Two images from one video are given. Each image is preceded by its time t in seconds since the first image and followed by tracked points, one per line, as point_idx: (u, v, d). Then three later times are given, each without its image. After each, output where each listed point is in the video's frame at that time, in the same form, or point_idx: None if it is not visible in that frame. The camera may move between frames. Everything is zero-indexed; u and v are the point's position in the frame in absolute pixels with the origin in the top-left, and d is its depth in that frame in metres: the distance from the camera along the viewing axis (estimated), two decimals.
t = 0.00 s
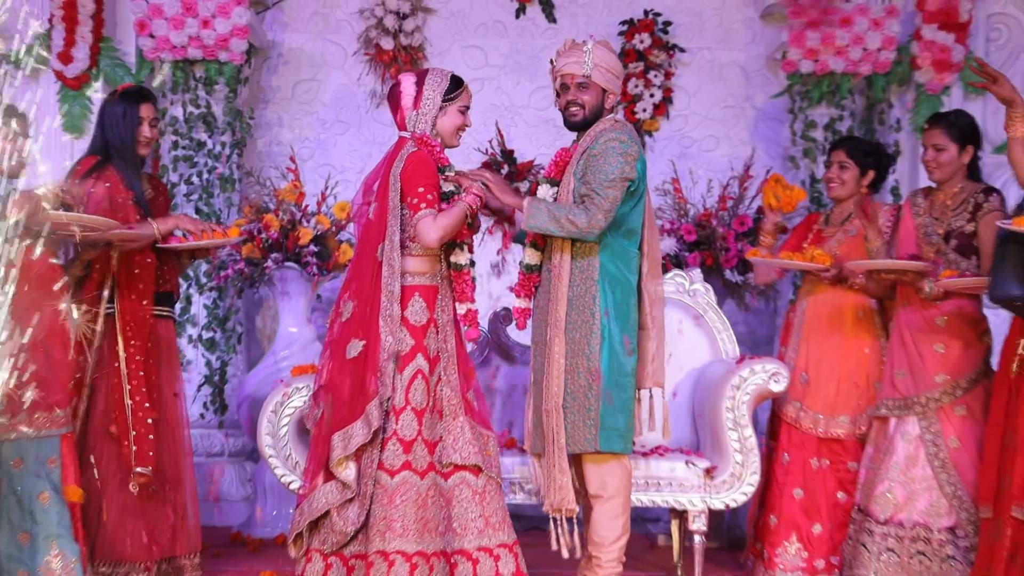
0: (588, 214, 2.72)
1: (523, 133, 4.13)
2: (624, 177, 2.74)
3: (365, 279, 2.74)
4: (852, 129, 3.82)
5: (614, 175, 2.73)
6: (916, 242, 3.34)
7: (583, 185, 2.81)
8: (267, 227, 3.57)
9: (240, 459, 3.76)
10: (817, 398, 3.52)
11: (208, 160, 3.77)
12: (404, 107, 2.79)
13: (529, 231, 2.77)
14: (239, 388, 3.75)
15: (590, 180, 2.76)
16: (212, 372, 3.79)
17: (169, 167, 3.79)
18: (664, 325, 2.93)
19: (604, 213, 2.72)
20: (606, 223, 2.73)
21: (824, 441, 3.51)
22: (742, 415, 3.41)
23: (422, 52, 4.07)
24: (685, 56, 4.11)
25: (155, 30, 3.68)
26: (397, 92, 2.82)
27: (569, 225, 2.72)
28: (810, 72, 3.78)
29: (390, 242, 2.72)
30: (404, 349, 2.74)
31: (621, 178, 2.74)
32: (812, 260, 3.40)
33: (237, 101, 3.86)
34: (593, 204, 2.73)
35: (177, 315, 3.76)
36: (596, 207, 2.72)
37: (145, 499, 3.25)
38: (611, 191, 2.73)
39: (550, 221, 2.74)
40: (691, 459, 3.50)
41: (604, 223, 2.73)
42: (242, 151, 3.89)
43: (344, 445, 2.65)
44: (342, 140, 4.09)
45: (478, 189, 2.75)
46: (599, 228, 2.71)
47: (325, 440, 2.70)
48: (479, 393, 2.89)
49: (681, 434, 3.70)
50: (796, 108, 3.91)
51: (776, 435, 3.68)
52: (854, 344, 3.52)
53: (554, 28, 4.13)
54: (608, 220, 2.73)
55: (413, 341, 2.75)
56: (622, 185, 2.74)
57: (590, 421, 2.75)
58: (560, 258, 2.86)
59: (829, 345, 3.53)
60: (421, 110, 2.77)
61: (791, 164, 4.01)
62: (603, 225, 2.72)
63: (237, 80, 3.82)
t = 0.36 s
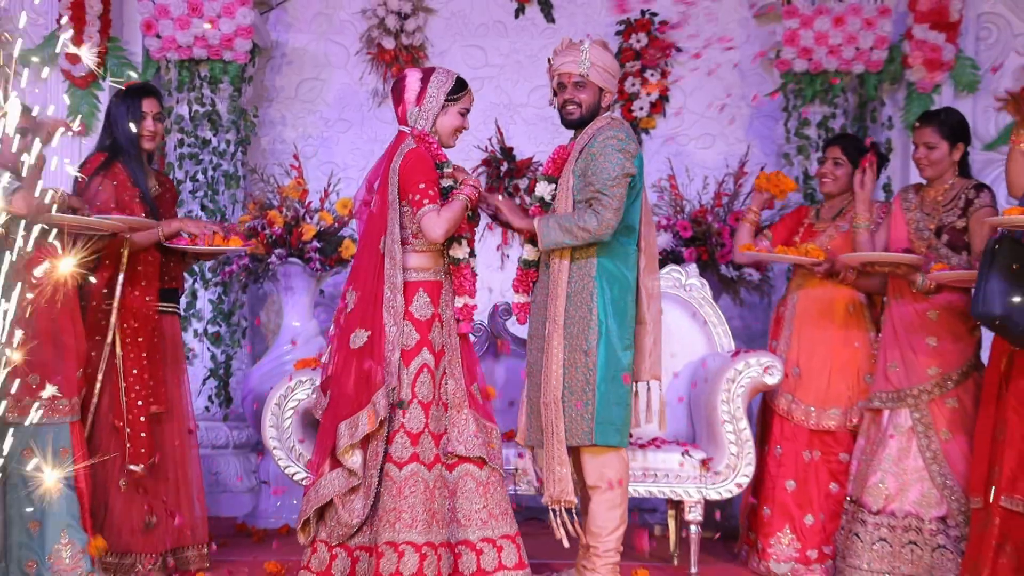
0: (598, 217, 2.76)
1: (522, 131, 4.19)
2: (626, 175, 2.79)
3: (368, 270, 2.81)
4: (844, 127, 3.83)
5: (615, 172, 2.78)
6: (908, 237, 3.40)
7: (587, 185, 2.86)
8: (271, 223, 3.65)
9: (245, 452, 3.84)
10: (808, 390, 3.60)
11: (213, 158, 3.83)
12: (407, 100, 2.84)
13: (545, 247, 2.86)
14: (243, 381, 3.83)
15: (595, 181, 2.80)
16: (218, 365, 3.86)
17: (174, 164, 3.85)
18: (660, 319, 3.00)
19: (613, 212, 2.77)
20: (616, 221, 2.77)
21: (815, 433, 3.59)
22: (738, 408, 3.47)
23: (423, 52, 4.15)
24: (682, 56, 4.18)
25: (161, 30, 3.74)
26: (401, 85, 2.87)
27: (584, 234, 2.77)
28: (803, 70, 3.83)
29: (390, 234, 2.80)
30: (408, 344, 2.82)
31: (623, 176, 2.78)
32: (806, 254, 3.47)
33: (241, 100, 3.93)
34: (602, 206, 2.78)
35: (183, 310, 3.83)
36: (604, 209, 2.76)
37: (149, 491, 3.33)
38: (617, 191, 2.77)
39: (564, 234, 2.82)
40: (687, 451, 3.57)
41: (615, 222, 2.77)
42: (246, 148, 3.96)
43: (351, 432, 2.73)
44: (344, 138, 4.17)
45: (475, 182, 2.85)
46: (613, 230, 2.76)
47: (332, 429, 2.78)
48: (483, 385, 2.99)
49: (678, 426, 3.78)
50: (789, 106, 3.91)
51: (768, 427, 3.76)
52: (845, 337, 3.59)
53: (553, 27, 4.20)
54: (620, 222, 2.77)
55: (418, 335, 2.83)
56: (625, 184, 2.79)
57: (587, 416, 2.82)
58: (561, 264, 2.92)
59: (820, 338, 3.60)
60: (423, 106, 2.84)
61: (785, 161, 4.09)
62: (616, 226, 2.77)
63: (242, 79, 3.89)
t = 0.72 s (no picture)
0: (600, 221, 2.90)
1: (522, 134, 4.37)
2: (621, 175, 2.94)
3: (374, 265, 2.99)
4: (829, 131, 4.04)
5: (611, 174, 2.93)
6: (891, 236, 3.56)
7: (585, 188, 3.01)
8: (281, 223, 3.78)
9: (257, 441, 4.05)
10: (793, 381, 3.77)
11: (225, 160, 4.01)
12: (414, 103, 3.00)
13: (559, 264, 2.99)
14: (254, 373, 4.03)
15: (593, 185, 2.95)
16: (230, 359, 4.05)
17: (188, 167, 4.02)
18: (652, 314, 3.18)
19: (613, 214, 2.91)
20: (616, 222, 2.92)
21: (799, 422, 3.77)
22: (727, 399, 3.64)
23: (425, 58, 4.32)
24: (674, 62, 4.35)
25: (174, 38, 3.90)
26: (410, 87, 3.02)
27: (591, 242, 2.92)
28: (790, 76, 4.00)
29: (393, 230, 2.97)
30: (414, 339, 2.97)
31: (618, 177, 2.94)
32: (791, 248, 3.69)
33: (252, 105, 4.09)
34: (602, 209, 2.92)
35: (195, 307, 3.99)
36: (604, 212, 2.91)
37: (166, 481, 3.50)
38: (613, 193, 2.92)
39: (574, 247, 2.95)
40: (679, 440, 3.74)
41: (616, 223, 2.91)
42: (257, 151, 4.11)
43: (359, 419, 2.90)
44: (350, 141, 4.34)
45: (473, 186, 3.00)
46: (612, 231, 2.91)
47: (342, 416, 2.97)
48: (486, 379, 3.17)
49: (670, 415, 3.96)
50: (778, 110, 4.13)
51: (756, 417, 3.93)
52: (827, 330, 3.77)
53: (550, 34, 4.37)
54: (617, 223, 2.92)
55: (424, 331, 2.98)
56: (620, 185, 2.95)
57: (584, 408, 2.97)
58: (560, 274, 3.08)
59: (804, 331, 3.78)
60: (428, 111, 2.99)
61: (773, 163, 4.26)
62: (615, 227, 2.91)
63: (253, 85, 4.04)
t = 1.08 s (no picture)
0: (594, 221, 3.02)
1: (522, 136, 4.49)
2: (614, 175, 3.06)
3: (376, 261, 3.10)
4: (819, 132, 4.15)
5: (604, 174, 3.05)
6: (878, 234, 3.67)
7: (580, 188, 3.12)
8: (286, 222, 3.92)
9: (264, 435, 4.17)
10: (783, 374, 3.89)
11: (232, 161, 4.11)
12: (422, 104, 3.11)
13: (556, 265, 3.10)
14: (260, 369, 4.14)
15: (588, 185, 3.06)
16: (237, 354, 4.18)
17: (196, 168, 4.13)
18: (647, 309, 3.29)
19: (607, 214, 3.03)
20: (610, 221, 3.04)
21: (789, 414, 3.88)
22: (720, 394, 3.75)
23: (427, 62, 4.45)
24: (668, 65, 4.50)
25: (183, 42, 4.01)
26: (418, 89, 3.13)
27: (586, 242, 3.04)
28: (781, 79, 4.15)
29: (394, 226, 3.08)
30: (416, 335, 3.09)
31: (612, 177, 3.05)
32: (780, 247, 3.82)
33: (259, 107, 4.21)
34: (596, 209, 3.04)
35: (204, 303, 4.15)
36: (598, 212, 3.03)
37: (175, 474, 3.60)
38: (607, 193, 3.04)
39: (569, 247, 3.07)
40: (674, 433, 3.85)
41: (609, 223, 3.04)
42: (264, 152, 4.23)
43: (362, 409, 3.03)
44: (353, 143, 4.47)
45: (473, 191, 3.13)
46: (607, 231, 3.03)
47: (347, 407, 3.09)
48: (489, 375, 3.28)
49: (664, 409, 4.07)
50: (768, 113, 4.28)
51: (748, 409, 4.04)
52: (815, 324, 3.89)
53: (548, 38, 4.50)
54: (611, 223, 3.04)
55: (426, 327, 3.10)
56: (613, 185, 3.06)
57: (581, 402, 3.09)
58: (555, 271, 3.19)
59: (794, 325, 3.90)
60: (434, 114, 3.10)
61: (764, 163, 4.40)
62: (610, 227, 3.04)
63: (260, 88, 4.16)
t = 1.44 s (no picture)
0: (585, 220, 3.17)
1: (522, 141, 4.68)
2: (607, 177, 3.22)
3: (381, 258, 3.27)
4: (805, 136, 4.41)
5: (597, 175, 3.21)
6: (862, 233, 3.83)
7: (572, 189, 3.26)
8: (295, 222, 4.05)
9: (274, 426, 4.35)
10: (771, 367, 4.06)
11: (243, 163, 4.29)
12: (429, 108, 3.27)
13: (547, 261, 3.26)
14: (270, 363, 4.36)
15: (580, 186, 3.21)
16: (248, 349, 4.38)
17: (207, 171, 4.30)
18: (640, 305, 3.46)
19: (598, 214, 3.17)
20: (601, 221, 3.18)
21: (778, 407, 4.05)
22: (711, 386, 3.92)
23: (430, 68, 4.66)
24: (661, 71, 4.68)
25: (195, 50, 4.19)
26: (427, 94, 3.28)
27: (576, 240, 3.18)
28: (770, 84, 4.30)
29: (397, 224, 3.24)
30: (420, 330, 3.26)
31: (604, 179, 3.21)
32: (769, 247, 3.98)
33: (267, 112, 4.39)
34: (588, 209, 3.18)
35: (216, 300, 4.35)
36: (590, 212, 3.17)
37: (188, 463, 3.76)
38: (599, 194, 3.19)
39: (557, 244, 3.22)
40: (667, 425, 4.01)
41: (600, 222, 3.18)
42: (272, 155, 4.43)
43: (366, 400, 3.18)
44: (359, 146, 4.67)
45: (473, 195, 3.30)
46: (599, 230, 3.18)
47: (352, 397, 3.24)
48: (489, 371, 3.44)
49: (658, 402, 4.24)
50: (759, 117, 4.57)
51: (738, 402, 4.21)
52: (803, 320, 4.05)
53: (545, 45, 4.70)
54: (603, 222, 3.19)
55: (429, 323, 3.27)
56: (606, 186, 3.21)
57: (577, 396, 3.25)
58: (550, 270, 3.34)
59: (783, 321, 4.06)
60: (440, 119, 3.26)
61: (752, 165, 4.60)
62: (601, 225, 3.17)
63: (269, 93, 4.34)
